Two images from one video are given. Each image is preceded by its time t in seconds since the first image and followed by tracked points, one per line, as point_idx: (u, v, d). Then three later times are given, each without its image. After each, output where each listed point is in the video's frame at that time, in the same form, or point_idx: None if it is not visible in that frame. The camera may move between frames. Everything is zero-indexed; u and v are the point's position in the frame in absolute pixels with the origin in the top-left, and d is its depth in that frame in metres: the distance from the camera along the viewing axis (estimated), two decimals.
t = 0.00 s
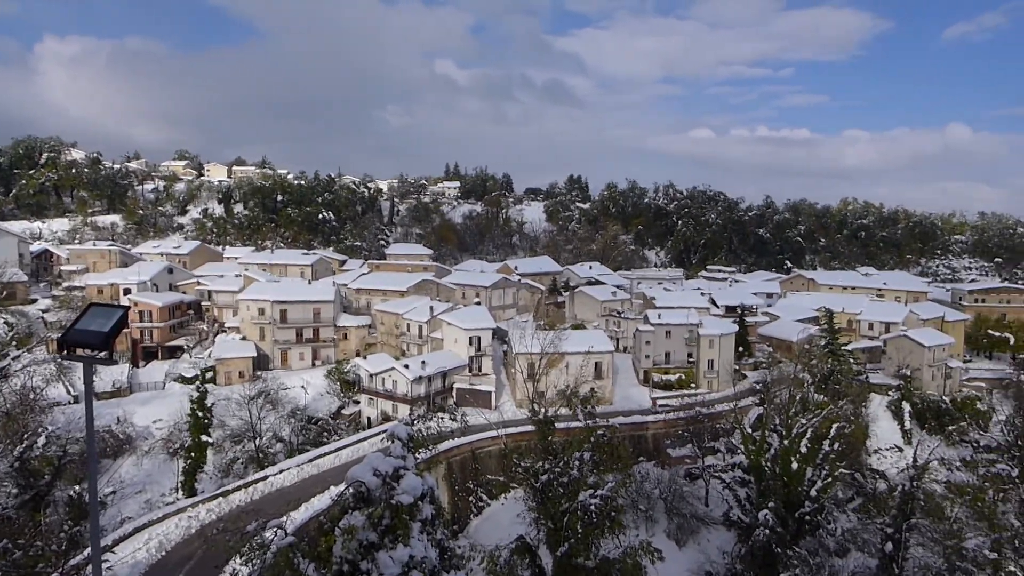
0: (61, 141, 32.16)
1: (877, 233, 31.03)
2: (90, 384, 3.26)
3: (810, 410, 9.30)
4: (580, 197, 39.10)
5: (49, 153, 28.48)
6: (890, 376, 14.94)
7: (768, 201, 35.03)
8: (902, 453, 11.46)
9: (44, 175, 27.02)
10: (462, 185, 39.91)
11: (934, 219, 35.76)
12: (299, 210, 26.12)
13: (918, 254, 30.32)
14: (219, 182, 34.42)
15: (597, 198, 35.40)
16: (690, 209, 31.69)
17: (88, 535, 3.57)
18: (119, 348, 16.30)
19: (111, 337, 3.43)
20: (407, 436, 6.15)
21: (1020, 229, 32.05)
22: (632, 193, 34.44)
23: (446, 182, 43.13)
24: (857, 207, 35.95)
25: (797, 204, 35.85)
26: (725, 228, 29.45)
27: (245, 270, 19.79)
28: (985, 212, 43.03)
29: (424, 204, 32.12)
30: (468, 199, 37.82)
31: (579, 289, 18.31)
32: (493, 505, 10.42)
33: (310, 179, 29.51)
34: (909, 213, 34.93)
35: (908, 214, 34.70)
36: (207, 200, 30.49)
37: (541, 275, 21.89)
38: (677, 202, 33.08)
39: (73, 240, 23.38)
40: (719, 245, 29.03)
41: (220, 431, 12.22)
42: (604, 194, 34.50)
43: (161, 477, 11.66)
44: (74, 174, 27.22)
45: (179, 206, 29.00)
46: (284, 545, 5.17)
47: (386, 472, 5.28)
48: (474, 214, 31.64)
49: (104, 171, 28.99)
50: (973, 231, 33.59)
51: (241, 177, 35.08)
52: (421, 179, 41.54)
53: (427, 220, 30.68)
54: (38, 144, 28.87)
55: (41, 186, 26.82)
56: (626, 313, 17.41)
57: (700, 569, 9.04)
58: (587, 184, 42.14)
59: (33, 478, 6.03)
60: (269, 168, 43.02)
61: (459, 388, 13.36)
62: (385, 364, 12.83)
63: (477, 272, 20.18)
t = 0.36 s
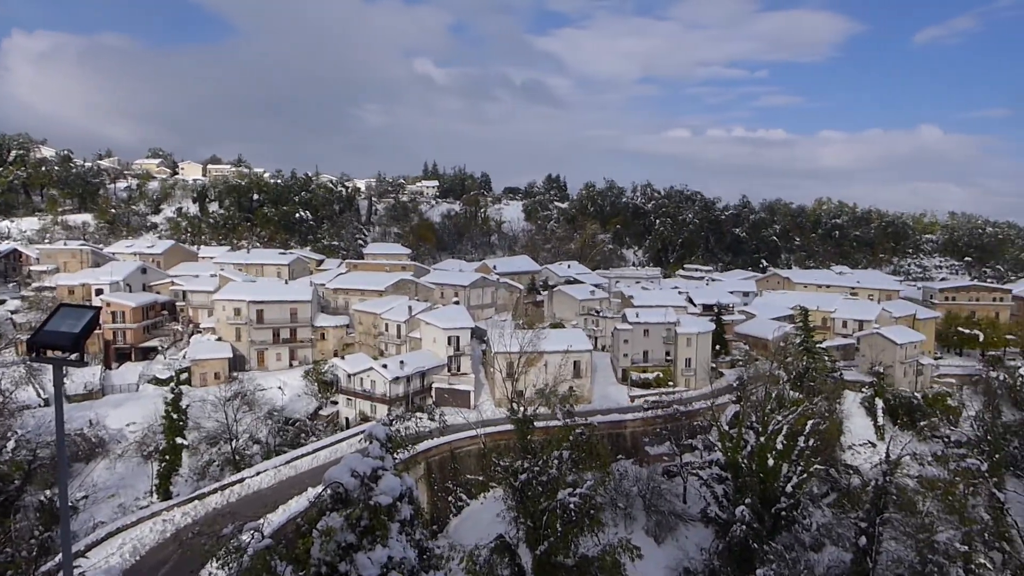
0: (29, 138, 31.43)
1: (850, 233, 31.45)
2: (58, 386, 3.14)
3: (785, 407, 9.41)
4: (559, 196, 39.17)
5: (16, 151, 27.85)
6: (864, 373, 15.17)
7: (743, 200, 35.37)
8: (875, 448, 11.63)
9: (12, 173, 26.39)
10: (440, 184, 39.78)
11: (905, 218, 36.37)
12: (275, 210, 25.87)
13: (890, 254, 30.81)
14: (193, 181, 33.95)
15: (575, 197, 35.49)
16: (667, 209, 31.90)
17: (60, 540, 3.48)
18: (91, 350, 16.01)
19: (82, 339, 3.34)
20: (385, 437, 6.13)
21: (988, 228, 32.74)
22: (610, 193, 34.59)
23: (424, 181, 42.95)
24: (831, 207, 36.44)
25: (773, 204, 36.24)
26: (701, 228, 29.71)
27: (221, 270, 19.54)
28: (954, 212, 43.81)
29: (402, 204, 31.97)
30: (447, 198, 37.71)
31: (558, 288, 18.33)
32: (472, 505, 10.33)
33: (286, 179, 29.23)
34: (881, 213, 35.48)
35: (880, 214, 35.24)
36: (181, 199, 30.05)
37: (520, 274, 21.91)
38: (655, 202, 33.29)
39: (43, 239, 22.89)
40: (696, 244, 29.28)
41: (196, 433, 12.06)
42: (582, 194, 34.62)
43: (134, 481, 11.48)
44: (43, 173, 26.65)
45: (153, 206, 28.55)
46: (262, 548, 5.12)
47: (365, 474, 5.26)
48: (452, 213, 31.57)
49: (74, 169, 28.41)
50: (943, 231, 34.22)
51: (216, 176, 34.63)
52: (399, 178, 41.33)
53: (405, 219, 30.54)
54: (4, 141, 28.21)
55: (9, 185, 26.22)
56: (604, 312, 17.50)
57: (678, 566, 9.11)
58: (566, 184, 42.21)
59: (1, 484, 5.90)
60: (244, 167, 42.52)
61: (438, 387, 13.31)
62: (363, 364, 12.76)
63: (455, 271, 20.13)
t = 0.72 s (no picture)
0: None
1: (824, 231, 31.85)
2: (28, 389, 2.86)
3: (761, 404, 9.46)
4: (536, 195, 39.25)
5: None
6: (838, 370, 15.39)
7: (719, 199, 35.66)
8: (848, 444, 11.80)
9: None
10: (417, 183, 39.65)
11: (877, 217, 36.95)
12: (251, 209, 25.64)
13: (863, 252, 31.29)
14: (167, 179, 33.50)
15: (553, 196, 35.59)
16: (644, 207, 32.12)
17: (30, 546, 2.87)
18: (62, 352, 15.78)
19: (52, 341, 3.12)
20: (363, 437, 6.09)
21: (956, 226, 33.36)
22: (588, 192, 34.74)
23: (401, 180, 42.73)
24: (805, 206, 36.88)
25: (749, 203, 36.61)
26: (678, 227, 29.96)
27: (195, 270, 19.31)
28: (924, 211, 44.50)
29: (379, 203, 31.83)
30: (424, 197, 37.58)
31: (536, 287, 18.36)
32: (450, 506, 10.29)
33: (261, 178, 28.96)
34: (854, 211, 35.97)
35: (853, 212, 35.74)
36: (154, 198, 29.66)
37: (498, 274, 21.95)
38: (632, 201, 33.48)
39: (11, 240, 22.44)
40: (672, 243, 29.55)
41: (170, 435, 11.92)
42: (560, 193, 34.74)
43: (108, 484, 11.32)
44: (11, 172, 26.12)
45: (125, 205, 28.13)
46: (238, 551, 5.05)
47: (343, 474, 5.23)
48: (430, 212, 31.46)
49: (44, 168, 27.88)
50: (914, 229, 34.81)
51: (190, 174, 34.20)
52: (376, 177, 41.14)
53: (382, 218, 30.39)
54: None
55: None
56: (582, 310, 17.57)
57: (656, 563, 9.16)
58: (544, 183, 42.21)
59: None
60: (219, 165, 42.02)
61: (416, 387, 13.27)
62: (341, 364, 12.68)
63: (433, 271, 20.10)
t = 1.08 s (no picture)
0: None
1: (798, 231, 32.23)
2: None
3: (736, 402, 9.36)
4: (514, 193, 39.25)
5: None
6: (811, 368, 15.59)
7: (695, 198, 35.89)
8: (821, 440, 11.95)
9: None
10: (395, 181, 39.47)
11: (849, 217, 37.54)
12: (225, 206, 25.33)
13: (835, 252, 31.75)
14: (138, 176, 32.97)
15: (531, 195, 35.64)
16: (621, 207, 32.30)
17: None
18: (31, 352, 15.47)
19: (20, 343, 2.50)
20: (339, 436, 6.07)
21: (925, 226, 34.04)
22: (565, 191, 34.86)
23: (378, 178, 42.48)
24: (779, 206, 37.33)
25: (725, 203, 36.94)
26: (655, 226, 30.20)
27: (168, 268, 19.04)
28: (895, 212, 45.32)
29: (356, 201, 31.62)
30: (402, 196, 37.41)
31: (513, 286, 18.38)
32: (429, 503, 10.35)
33: (236, 176, 28.64)
34: (828, 211, 36.49)
35: (826, 212, 36.25)
36: (126, 195, 29.18)
37: (475, 272, 21.93)
38: (609, 200, 33.67)
39: None
40: (649, 242, 29.78)
41: (143, 436, 11.76)
42: (538, 192, 34.81)
43: (78, 486, 11.13)
44: None
45: (96, 202, 27.64)
46: (212, 552, 5.00)
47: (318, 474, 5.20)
48: (407, 211, 31.30)
49: (10, 164, 27.29)
50: (885, 229, 35.43)
51: (163, 171, 33.70)
52: (353, 175, 40.88)
53: (359, 217, 30.19)
54: None
55: None
56: (559, 309, 17.62)
57: (633, 560, 9.22)
58: (521, 182, 42.18)
59: None
60: (192, 162, 41.48)
61: (393, 386, 13.23)
62: (317, 363, 12.58)
63: (410, 269, 20.03)
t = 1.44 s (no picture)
0: None
1: (772, 232, 32.47)
2: None
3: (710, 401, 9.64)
4: (492, 193, 39.28)
5: None
6: (785, 368, 15.74)
7: (671, 198, 36.16)
8: (794, 439, 12.06)
9: None
10: (372, 179, 39.31)
11: (822, 219, 38.11)
12: (199, 203, 25.04)
13: (809, 253, 32.18)
14: (110, 172, 32.44)
15: (508, 195, 35.72)
16: (598, 207, 32.52)
17: None
18: None
19: None
20: (314, 436, 6.02)
21: (896, 229, 34.64)
22: (543, 191, 34.99)
23: (356, 176, 42.21)
24: (755, 207, 37.73)
25: (701, 204, 37.26)
26: (631, 227, 30.46)
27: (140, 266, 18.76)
28: (866, 215, 46.11)
29: (333, 199, 31.42)
30: (379, 195, 37.21)
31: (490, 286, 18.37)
32: (403, 504, 10.28)
33: (211, 172, 28.33)
34: (801, 213, 37.01)
35: (800, 214, 36.76)
36: (97, 190, 28.71)
37: (452, 271, 21.90)
38: (586, 200, 33.86)
39: None
40: (626, 243, 30.04)
41: (113, 436, 11.57)
42: (515, 192, 34.90)
43: (45, 487, 10.91)
44: None
45: (65, 197, 27.14)
46: (183, 553, 4.92)
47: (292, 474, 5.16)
48: (384, 209, 31.15)
49: None
50: (857, 231, 35.98)
51: (136, 167, 33.23)
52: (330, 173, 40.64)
53: (336, 214, 29.97)
54: None
55: None
56: (536, 309, 17.63)
57: (608, 558, 9.28)
58: (499, 182, 42.17)
59: None
60: (166, 158, 40.94)
61: (369, 386, 13.16)
62: (292, 363, 12.47)
63: (387, 268, 19.94)
